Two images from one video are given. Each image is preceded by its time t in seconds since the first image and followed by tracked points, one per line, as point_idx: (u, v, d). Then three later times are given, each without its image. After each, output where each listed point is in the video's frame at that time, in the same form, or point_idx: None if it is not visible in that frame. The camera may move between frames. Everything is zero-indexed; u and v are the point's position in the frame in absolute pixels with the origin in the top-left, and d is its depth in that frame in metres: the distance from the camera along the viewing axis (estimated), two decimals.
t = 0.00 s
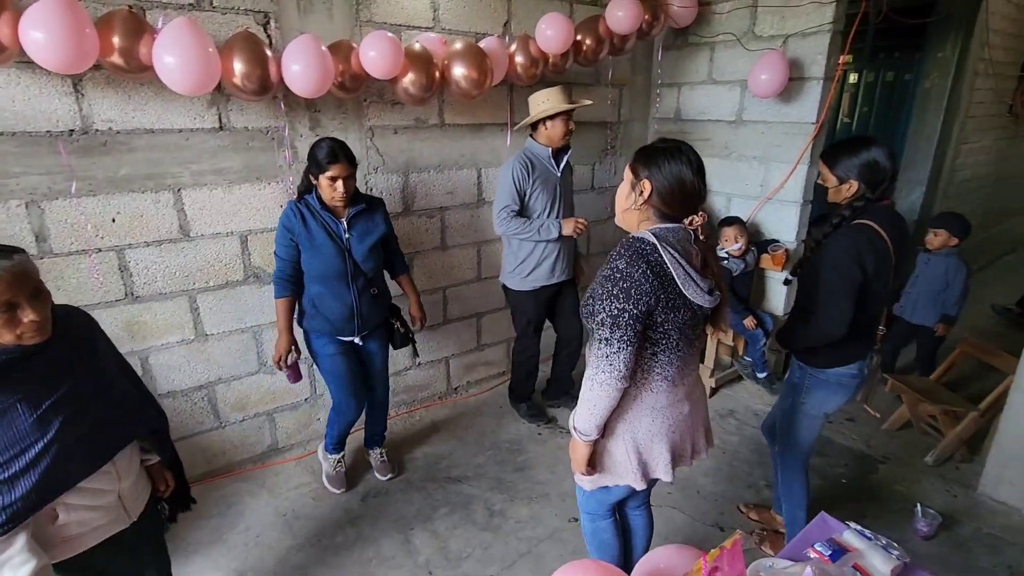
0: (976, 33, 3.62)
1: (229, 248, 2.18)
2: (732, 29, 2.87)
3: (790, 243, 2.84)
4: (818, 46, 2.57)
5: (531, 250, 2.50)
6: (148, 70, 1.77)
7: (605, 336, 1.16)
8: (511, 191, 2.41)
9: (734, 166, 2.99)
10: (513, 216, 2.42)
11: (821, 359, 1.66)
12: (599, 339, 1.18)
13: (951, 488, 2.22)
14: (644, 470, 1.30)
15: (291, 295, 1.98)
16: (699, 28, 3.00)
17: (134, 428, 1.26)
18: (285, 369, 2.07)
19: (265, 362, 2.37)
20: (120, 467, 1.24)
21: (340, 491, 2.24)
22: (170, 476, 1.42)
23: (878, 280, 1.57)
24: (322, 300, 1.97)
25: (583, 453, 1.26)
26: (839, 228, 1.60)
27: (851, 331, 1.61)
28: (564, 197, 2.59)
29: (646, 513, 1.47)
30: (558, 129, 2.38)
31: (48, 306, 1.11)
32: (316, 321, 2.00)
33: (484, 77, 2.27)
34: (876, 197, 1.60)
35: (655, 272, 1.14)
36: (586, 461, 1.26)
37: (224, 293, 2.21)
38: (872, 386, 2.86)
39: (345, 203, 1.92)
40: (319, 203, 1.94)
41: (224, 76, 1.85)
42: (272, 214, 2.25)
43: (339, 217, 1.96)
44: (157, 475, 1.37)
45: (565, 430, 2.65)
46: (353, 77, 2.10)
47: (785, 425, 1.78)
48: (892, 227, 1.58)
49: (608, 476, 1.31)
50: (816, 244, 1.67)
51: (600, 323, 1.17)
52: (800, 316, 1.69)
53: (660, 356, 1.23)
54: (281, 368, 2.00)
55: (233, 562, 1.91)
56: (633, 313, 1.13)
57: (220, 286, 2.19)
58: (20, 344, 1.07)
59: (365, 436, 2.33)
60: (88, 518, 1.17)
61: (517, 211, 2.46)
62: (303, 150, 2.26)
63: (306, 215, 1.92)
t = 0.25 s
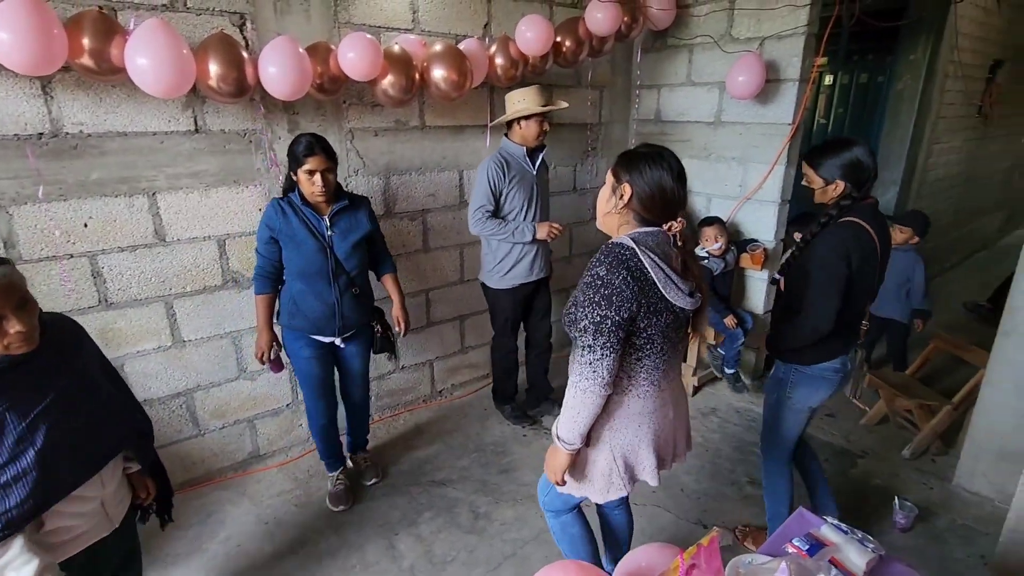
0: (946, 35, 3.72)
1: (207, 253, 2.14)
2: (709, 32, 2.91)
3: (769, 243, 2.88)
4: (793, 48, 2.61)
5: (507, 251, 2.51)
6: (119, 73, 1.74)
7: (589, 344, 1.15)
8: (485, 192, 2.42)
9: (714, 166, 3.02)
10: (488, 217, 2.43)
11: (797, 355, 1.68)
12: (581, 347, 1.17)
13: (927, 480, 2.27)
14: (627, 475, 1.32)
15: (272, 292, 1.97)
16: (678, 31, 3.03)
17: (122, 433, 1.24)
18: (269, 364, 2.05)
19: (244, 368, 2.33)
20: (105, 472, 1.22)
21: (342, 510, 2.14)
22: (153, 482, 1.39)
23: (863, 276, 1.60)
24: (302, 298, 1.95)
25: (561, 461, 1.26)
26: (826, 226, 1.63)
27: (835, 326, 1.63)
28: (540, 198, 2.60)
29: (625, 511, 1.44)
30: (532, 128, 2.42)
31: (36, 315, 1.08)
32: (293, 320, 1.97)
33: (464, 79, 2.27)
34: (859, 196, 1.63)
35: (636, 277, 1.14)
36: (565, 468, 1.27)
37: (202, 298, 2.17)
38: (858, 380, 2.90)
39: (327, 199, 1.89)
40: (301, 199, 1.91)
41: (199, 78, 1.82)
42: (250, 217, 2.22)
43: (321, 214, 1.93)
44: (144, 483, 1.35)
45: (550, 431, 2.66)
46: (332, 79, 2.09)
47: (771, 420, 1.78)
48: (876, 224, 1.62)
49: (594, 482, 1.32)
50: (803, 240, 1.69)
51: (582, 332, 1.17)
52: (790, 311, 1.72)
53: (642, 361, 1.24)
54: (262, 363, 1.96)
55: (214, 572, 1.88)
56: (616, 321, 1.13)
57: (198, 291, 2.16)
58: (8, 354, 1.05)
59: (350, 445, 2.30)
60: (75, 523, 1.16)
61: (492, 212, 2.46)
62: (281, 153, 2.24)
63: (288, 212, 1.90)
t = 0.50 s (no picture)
0: (917, 38, 3.81)
1: (182, 259, 2.11)
2: (687, 34, 2.94)
3: (748, 243, 2.92)
4: (769, 51, 2.65)
5: (491, 252, 2.50)
6: (89, 74, 1.70)
7: (542, 359, 1.18)
8: (467, 194, 2.42)
9: (693, 168, 3.05)
10: (470, 219, 2.43)
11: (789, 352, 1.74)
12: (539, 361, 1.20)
13: (903, 475, 2.31)
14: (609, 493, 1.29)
15: (240, 299, 1.95)
16: (656, 34, 3.06)
17: (96, 440, 1.21)
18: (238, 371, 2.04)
19: (222, 376, 2.29)
20: (75, 478, 1.19)
21: (298, 513, 2.14)
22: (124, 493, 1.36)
23: (854, 276, 1.62)
24: (269, 305, 1.92)
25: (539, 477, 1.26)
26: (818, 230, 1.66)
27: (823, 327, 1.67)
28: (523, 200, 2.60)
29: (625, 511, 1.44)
30: (516, 132, 2.41)
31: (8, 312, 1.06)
32: (263, 328, 1.93)
33: (444, 82, 2.26)
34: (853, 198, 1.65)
35: (586, 288, 1.16)
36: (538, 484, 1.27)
37: (177, 305, 2.13)
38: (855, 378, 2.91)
39: (297, 201, 1.88)
40: (270, 203, 1.90)
41: (172, 80, 1.79)
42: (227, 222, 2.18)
43: (292, 218, 1.92)
44: (115, 489, 1.32)
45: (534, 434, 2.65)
46: (310, 82, 2.06)
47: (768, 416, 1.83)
48: (869, 226, 1.63)
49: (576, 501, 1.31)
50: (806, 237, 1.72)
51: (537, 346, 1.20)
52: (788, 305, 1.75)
53: (610, 373, 1.23)
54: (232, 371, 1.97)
55: None
56: (566, 333, 1.15)
57: (173, 297, 2.11)
58: None
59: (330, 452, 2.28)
60: (36, 529, 1.12)
61: (474, 213, 2.46)
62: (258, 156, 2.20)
63: (257, 216, 1.88)
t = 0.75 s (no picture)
0: (894, 42, 3.87)
1: (161, 264, 2.07)
2: (669, 37, 2.96)
3: (732, 244, 2.94)
4: (750, 54, 2.68)
5: (484, 255, 2.50)
6: (63, 75, 1.66)
7: (519, 367, 1.18)
8: (457, 196, 2.42)
9: (677, 170, 3.07)
10: (460, 221, 2.44)
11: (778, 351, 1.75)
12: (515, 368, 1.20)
13: (885, 472, 2.35)
14: (583, 499, 1.29)
15: (201, 318, 1.83)
16: (639, 37, 3.08)
17: (61, 470, 1.14)
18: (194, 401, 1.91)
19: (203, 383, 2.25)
20: (36, 507, 1.13)
21: (283, 521, 2.12)
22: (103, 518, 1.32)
23: (844, 271, 1.62)
24: (240, 321, 1.88)
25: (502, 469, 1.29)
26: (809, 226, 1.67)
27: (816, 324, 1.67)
28: (515, 203, 2.59)
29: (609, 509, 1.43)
30: (512, 138, 2.43)
31: None
32: (231, 344, 1.90)
33: (427, 86, 2.25)
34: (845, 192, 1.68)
35: (569, 299, 1.14)
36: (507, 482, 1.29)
37: (156, 312, 2.09)
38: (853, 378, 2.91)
39: (265, 209, 1.85)
40: (238, 215, 1.85)
41: (149, 83, 1.76)
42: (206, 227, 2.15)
43: (264, 231, 1.89)
44: (88, 513, 1.27)
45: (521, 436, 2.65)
46: (290, 85, 2.04)
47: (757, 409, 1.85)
48: (859, 222, 1.63)
49: (550, 505, 1.32)
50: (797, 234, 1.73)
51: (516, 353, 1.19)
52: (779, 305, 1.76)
53: (588, 382, 1.23)
54: (193, 399, 1.86)
55: None
56: (546, 344, 1.15)
57: (152, 304, 2.08)
58: None
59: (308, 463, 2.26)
60: None
61: (465, 216, 2.46)
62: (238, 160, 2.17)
63: (227, 228, 1.82)
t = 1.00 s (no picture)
0: (874, 45, 3.93)
1: (139, 269, 2.03)
2: (653, 39, 2.97)
3: (716, 244, 2.96)
4: (732, 56, 2.70)
5: (470, 250, 2.49)
6: (34, 76, 1.62)
7: (491, 354, 1.22)
8: (444, 191, 2.41)
9: (662, 171, 3.08)
10: (447, 215, 2.42)
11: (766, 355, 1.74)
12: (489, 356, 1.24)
13: (869, 469, 2.37)
14: (554, 491, 1.30)
15: (178, 326, 1.73)
16: (624, 39, 3.09)
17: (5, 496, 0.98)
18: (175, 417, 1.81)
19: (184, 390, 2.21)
20: None
21: (267, 528, 2.08)
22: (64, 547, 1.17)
23: (833, 275, 1.63)
24: (229, 323, 1.85)
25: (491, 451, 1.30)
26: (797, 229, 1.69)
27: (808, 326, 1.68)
28: (502, 202, 2.58)
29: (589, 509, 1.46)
30: (502, 136, 2.42)
31: None
32: (215, 350, 1.85)
33: (410, 87, 2.23)
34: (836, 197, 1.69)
35: (536, 292, 1.16)
36: (497, 463, 1.32)
37: (135, 317, 2.05)
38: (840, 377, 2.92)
39: (241, 208, 1.82)
40: (213, 217, 1.81)
41: (124, 84, 1.73)
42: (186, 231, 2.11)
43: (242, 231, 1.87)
44: (48, 544, 1.13)
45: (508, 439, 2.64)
46: (270, 86, 2.01)
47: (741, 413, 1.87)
48: (847, 225, 1.64)
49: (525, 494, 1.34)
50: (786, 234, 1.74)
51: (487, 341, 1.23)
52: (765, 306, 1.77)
53: (557, 375, 1.23)
54: (174, 412, 1.76)
55: None
56: (511, 333, 1.18)
57: (131, 310, 2.04)
58: None
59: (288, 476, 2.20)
60: None
61: (452, 211, 2.45)
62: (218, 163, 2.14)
63: (204, 232, 1.77)
